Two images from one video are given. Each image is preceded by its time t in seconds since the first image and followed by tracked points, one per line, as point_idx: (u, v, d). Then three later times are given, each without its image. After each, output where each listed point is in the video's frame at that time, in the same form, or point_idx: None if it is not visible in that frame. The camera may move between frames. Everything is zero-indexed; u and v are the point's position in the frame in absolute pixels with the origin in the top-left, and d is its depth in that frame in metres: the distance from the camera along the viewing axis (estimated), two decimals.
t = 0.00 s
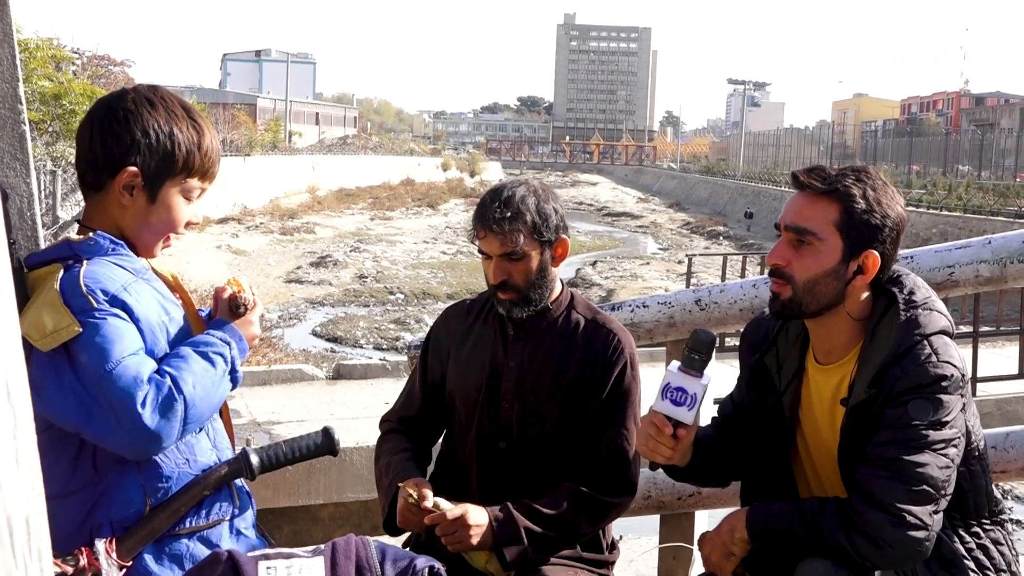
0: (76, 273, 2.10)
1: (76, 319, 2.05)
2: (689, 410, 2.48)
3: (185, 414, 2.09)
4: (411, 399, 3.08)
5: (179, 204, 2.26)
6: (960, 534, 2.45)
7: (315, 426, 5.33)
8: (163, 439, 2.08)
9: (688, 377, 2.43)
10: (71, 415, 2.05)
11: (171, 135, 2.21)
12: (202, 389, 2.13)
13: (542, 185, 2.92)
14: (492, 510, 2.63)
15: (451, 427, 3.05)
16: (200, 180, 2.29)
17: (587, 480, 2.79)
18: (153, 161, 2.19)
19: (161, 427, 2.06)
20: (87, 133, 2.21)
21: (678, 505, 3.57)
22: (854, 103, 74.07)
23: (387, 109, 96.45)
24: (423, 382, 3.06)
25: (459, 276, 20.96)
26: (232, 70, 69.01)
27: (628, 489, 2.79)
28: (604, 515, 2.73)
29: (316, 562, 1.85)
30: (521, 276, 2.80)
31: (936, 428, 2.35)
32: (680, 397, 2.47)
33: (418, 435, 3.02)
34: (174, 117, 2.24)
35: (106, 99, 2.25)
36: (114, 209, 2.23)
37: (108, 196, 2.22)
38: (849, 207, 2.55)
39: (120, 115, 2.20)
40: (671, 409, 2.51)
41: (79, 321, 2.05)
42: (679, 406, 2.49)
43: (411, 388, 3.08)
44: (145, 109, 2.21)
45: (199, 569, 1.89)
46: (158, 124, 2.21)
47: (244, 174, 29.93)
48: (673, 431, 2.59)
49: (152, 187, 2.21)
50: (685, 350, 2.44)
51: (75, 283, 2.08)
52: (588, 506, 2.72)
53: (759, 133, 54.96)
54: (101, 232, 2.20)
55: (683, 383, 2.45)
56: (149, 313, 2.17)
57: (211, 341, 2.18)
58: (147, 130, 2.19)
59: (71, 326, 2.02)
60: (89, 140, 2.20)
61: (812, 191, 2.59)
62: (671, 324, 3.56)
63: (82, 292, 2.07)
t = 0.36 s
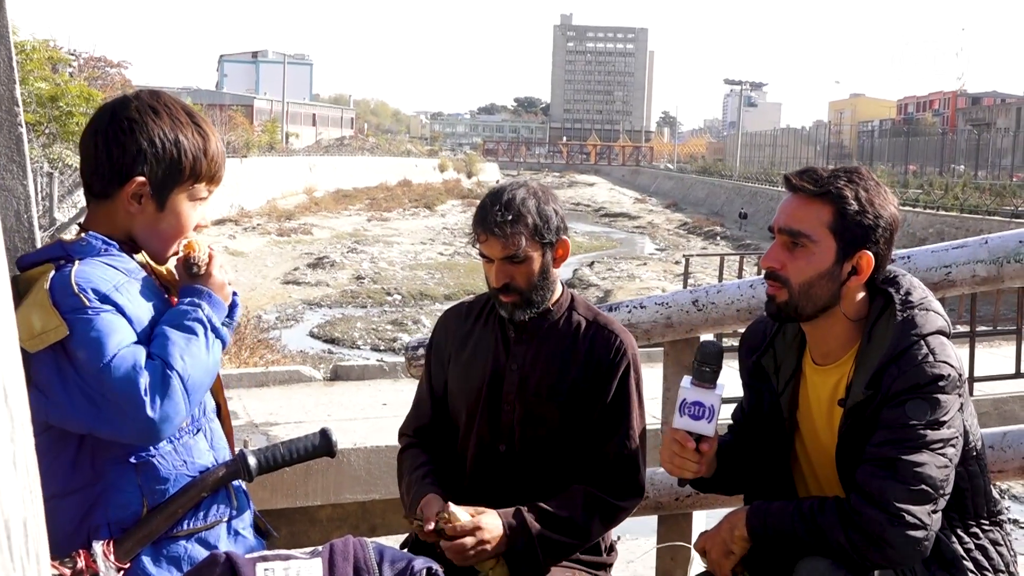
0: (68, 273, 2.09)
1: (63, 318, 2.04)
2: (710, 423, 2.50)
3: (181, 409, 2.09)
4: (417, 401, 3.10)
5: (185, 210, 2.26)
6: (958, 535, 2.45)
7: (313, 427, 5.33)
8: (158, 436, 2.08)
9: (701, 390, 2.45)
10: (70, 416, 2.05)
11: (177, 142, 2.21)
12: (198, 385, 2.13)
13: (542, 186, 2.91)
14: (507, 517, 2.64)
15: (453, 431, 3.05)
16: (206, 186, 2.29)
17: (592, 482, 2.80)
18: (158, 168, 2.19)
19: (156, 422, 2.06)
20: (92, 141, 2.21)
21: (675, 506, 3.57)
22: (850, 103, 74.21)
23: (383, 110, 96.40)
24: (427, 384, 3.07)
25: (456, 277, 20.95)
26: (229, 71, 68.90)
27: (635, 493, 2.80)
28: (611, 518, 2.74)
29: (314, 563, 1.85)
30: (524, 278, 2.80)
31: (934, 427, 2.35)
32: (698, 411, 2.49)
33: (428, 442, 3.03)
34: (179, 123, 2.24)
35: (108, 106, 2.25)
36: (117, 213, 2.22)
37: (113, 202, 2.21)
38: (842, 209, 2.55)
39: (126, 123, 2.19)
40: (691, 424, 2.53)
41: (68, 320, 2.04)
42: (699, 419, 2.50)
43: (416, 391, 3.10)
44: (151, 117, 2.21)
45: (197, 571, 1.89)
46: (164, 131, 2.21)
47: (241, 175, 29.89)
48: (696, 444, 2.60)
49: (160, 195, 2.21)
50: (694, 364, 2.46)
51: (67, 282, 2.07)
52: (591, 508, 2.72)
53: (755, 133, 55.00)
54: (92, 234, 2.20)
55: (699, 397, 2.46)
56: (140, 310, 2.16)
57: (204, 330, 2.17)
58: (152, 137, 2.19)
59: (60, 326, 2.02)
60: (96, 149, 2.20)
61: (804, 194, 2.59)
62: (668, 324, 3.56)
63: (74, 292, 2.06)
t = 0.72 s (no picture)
0: (63, 277, 2.09)
1: (59, 322, 2.04)
2: (712, 428, 2.51)
3: (179, 410, 2.09)
4: (420, 400, 3.11)
5: (185, 216, 2.26)
6: (957, 534, 2.45)
7: (311, 429, 5.32)
8: (156, 439, 2.08)
9: (704, 395, 2.46)
10: (68, 420, 2.05)
11: (179, 147, 2.22)
12: (196, 387, 2.13)
13: (543, 187, 2.91)
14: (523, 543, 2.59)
15: (455, 431, 3.05)
16: (206, 192, 2.29)
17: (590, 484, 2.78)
18: (160, 172, 2.19)
19: (154, 425, 2.06)
20: (92, 144, 2.21)
21: (674, 506, 3.56)
22: (847, 103, 74.32)
23: (381, 112, 96.43)
24: (428, 384, 3.08)
25: (455, 278, 20.96)
26: (226, 73, 68.86)
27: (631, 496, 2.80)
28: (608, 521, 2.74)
29: (312, 564, 1.85)
30: (527, 279, 2.79)
31: (932, 427, 2.35)
32: (701, 416, 2.50)
33: (433, 435, 3.04)
34: (180, 128, 2.24)
35: (107, 110, 2.25)
36: (117, 218, 2.22)
37: (113, 206, 2.21)
38: (839, 209, 2.55)
39: (127, 127, 2.19)
40: (694, 428, 2.54)
41: (63, 324, 2.04)
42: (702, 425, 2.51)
43: (419, 390, 3.11)
44: (152, 121, 2.21)
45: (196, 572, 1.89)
46: (165, 135, 2.21)
47: (238, 177, 29.89)
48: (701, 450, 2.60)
49: (160, 200, 2.21)
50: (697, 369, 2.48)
51: (63, 286, 2.07)
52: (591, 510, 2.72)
53: (753, 133, 55.06)
54: (88, 237, 2.21)
55: (702, 402, 2.47)
56: (136, 314, 2.16)
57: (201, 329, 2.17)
58: (152, 141, 2.19)
59: (55, 331, 2.01)
60: (96, 154, 2.20)
61: (800, 195, 2.60)
62: (666, 325, 3.56)
63: (69, 295, 2.06)
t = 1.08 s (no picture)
0: (62, 277, 2.10)
1: (59, 322, 2.04)
2: (690, 418, 2.48)
3: (179, 413, 2.10)
4: (419, 397, 3.11)
5: (180, 219, 2.26)
6: (954, 531, 2.46)
7: (310, 430, 5.33)
8: (154, 440, 2.09)
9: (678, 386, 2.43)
10: (68, 420, 2.05)
11: (174, 150, 2.21)
12: (195, 387, 2.13)
13: (545, 188, 2.92)
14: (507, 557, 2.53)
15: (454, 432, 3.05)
16: (200, 196, 2.29)
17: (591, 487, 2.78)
18: (155, 175, 2.19)
19: (153, 425, 2.06)
20: (90, 145, 2.21)
21: (672, 505, 3.57)
22: (845, 102, 74.48)
23: (379, 113, 96.41)
24: (426, 382, 3.09)
25: (453, 278, 21.00)
26: (224, 74, 68.80)
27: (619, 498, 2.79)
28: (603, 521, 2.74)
29: (312, 563, 1.86)
30: (527, 279, 2.80)
31: (929, 425, 2.36)
32: (676, 408, 2.48)
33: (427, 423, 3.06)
34: (177, 130, 2.24)
35: (104, 113, 2.25)
36: (114, 220, 2.23)
37: (107, 206, 2.22)
38: (834, 210, 2.56)
39: (123, 128, 2.20)
40: (671, 421, 2.51)
41: (62, 324, 2.04)
42: (678, 416, 2.49)
43: (417, 388, 3.11)
44: (148, 123, 2.21)
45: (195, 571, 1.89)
46: (161, 137, 2.21)
47: (237, 178, 29.90)
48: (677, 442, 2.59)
49: (153, 203, 2.21)
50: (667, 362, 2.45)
51: (61, 286, 2.08)
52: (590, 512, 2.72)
53: (751, 133, 55.13)
54: (87, 237, 2.21)
55: (674, 394, 2.45)
56: (131, 315, 2.15)
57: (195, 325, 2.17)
58: (148, 143, 2.19)
59: (53, 331, 2.01)
60: (93, 154, 2.20)
61: (797, 195, 2.60)
62: (665, 324, 3.57)
63: (68, 296, 2.06)
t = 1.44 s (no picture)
0: (63, 275, 2.10)
1: (61, 320, 2.05)
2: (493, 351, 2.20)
3: (180, 412, 2.11)
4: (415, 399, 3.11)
5: (179, 222, 2.26)
6: (951, 529, 2.46)
7: (310, 430, 5.33)
8: (155, 438, 2.09)
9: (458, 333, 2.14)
10: (69, 418, 2.06)
11: (174, 152, 2.22)
12: (196, 386, 2.13)
13: (541, 188, 2.93)
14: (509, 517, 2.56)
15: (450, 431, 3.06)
16: (199, 201, 2.29)
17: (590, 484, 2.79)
18: (155, 177, 2.20)
19: (154, 423, 2.07)
20: (91, 147, 2.23)
21: (671, 505, 3.56)
22: (844, 102, 74.55)
23: (378, 113, 96.42)
24: (422, 382, 3.09)
25: (452, 278, 21.01)
26: (223, 74, 68.76)
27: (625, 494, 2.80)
28: (603, 518, 2.73)
29: (313, 562, 1.86)
30: (518, 277, 2.82)
31: (929, 426, 2.37)
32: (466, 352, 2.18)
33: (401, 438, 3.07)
34: (177, 133, 2.24)
35: (106, 115, 2.26)
36: (114, 220, 2.23)
37: (107, 207, 2.23)
38: (834, 210, 2.57)
39: (124, 130, 2.21)
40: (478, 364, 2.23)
41: (65, 322, 2.05)
42: (479, 354, 2.18)
43: (412, 390, 3.11)
44: (149, 125, 2.22)
45: (195, 570, 1.90)
46: (160, 139, 2.21)
47: (236, 179, 29.90)
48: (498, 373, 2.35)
49: (152, 205, 2.22)
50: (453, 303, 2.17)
51: (63, 284, 2.08)
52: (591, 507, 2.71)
53: (750, 133, 55.17)
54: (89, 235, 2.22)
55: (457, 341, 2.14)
56: (130, 311, 2.15)
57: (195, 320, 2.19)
58: (148, 145, 2.20)
59: (55, 329, 2.02)
60: (94, 156, 2.22)
61: (798, 194, 2.61)
62: (664, 324, 3.56)
63: (70, 293, 2.07)
